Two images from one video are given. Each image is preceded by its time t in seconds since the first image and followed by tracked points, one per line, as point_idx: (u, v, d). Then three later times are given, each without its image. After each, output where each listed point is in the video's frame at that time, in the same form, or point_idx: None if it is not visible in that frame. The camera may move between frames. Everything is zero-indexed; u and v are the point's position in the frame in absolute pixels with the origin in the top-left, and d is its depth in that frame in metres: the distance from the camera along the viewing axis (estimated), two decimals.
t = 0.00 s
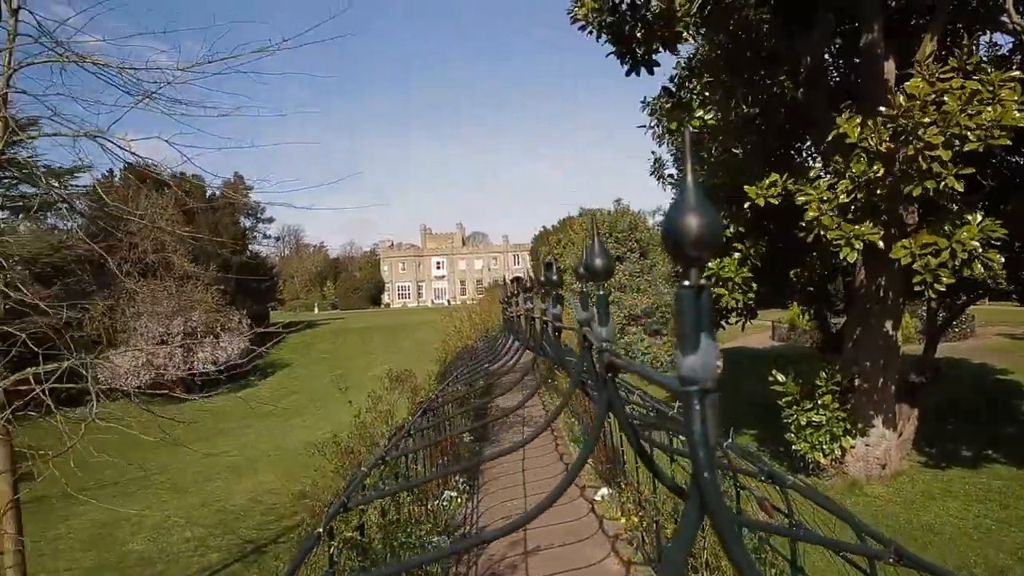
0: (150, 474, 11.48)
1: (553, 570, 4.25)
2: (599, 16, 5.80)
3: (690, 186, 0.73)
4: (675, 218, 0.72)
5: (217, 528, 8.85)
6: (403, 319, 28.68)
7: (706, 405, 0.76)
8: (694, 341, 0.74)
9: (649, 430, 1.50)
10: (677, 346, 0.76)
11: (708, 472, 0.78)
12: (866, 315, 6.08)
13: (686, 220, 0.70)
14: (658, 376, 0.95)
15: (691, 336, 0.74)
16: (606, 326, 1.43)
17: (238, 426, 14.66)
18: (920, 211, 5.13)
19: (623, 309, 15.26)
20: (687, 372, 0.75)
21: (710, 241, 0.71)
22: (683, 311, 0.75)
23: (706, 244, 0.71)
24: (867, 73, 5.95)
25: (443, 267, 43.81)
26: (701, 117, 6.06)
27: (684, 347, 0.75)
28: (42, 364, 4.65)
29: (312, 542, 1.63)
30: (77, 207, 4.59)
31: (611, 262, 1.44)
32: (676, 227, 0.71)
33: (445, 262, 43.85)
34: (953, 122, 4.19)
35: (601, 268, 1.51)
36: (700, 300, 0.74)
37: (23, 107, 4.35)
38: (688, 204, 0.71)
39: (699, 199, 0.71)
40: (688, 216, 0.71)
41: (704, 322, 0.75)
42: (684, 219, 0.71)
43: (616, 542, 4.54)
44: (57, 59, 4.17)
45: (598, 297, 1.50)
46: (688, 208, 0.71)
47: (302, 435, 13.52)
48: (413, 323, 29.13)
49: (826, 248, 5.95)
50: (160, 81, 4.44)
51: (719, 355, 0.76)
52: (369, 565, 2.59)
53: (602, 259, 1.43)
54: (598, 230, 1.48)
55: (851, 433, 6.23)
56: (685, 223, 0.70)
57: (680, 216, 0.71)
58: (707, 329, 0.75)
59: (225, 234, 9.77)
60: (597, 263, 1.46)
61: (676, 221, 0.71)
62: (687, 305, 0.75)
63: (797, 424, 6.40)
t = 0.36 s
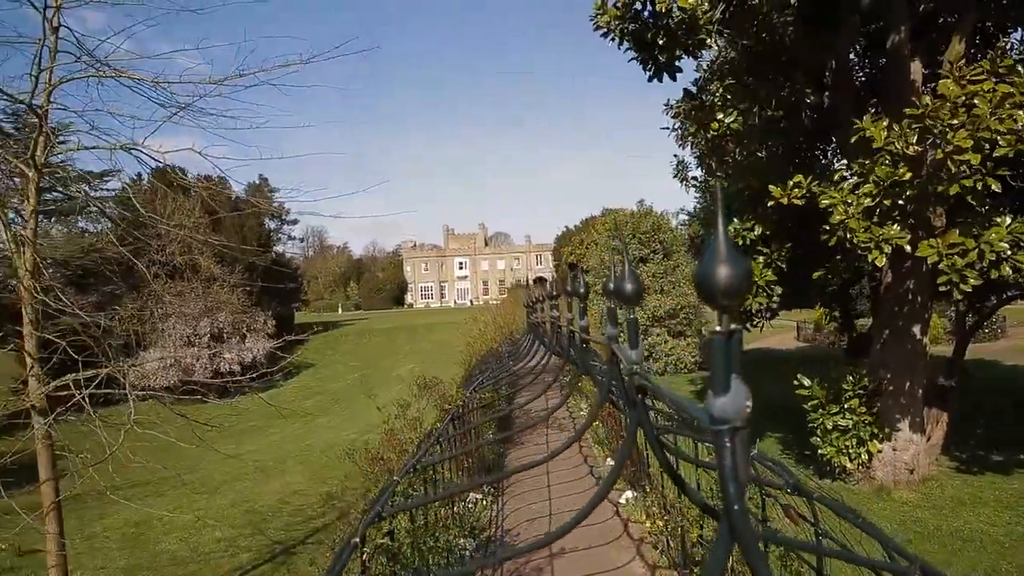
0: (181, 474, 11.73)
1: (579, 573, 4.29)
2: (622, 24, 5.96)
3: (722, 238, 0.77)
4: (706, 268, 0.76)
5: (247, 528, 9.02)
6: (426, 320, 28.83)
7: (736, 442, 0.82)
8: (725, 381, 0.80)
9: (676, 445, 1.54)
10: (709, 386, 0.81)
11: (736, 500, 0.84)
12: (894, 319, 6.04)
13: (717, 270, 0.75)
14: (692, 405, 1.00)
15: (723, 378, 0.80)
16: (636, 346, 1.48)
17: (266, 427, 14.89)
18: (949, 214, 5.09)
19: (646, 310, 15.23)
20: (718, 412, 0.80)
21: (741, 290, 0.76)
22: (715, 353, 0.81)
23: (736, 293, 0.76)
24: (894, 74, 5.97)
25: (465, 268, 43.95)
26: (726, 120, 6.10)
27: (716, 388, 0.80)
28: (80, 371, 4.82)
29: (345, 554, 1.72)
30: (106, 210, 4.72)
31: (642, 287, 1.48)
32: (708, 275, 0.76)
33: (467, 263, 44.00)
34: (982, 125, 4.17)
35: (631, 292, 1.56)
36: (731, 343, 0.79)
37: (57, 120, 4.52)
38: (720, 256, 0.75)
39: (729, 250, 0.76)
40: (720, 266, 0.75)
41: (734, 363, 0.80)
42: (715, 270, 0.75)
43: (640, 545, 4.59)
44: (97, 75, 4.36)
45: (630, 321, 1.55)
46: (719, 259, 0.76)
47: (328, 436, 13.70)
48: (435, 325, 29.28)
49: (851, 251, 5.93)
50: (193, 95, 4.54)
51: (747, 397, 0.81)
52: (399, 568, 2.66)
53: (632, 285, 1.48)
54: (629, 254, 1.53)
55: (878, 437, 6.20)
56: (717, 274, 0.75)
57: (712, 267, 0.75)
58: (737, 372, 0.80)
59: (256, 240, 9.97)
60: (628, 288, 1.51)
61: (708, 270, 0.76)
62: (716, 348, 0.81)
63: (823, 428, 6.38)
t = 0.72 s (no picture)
0: (214, 474, 12.01)
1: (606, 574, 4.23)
2: (647, 32, 6.11)
3: (752, 281, 0.84)
4: (738, 309, 0.83)
5: (278, 528, 9.21)
6: (452, 321, 29.01)
7: (767, 472, 0.87)
8: (756, 416, 0.85)
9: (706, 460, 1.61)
10: (739, 419, 0.88)
11: (769, 531, 0.87)
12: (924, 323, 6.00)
13: (748, 310, 0.81)
14: (721, 432, 1.06)
15: (753, 412, 0.86)
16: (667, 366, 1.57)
17: (296, 428, 15.15)
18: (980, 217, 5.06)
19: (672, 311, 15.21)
20: (749, 444, 0.87)
21: (771, 329, 0.82)
22: (746, 388, 0.87)
23: (765, 332, 0.82)
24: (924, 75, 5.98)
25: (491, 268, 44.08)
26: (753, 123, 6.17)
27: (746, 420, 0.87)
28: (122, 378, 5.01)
29: (381, 560, 1.78)
30: (139, 215, 4.96)
31: (671, 312, 1.58)
32: (739, 315, 0.83)
33: (492, 264, 44.14)
34: (1012, 128, 4.15)
35: (663, 313, 1.66)
36: (760, 379, 0.85)
37: (99, 133, 4.70)
38: (750, 298, 0.82)
39: (759, 293, 0.82)
40: (750, 307, 0.82)
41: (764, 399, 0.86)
42: (746, 311, 0.82)
43: (668, 549, 4.50)
44: (134, 88, 4.51)
45: (662, 340, 1.65)
46: (750, 300, 0.82)
47: (356, 437, 13.88)
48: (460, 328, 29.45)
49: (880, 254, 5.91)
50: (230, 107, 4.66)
51: (777, 430, 0.87)
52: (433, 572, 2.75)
53: (663, 308, 1.59)
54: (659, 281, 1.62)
55: (908, 441, 6.17)
56: (748, 313, 0.82)
57: (743, 307, 0.82)
58: (765, 405, 0.86)
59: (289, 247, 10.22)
60: (659, 310, 1.62)
61: (739, 311, 0.82)
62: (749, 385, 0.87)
63: (852, 432, 6.38)
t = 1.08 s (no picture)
0: (243, 474, 12.23)
1: None
2: (671, 41, 6.26)
3: (774, 313, 0.90)
4: (761, 340, 0.89)
5: (306, 528, 9.37)
6: (475, 322, 29.13)
7: (788, 494, 0.95)
8: (777, 441, 0.93)
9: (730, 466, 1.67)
10: (763, 444, 0.95)
11: (791, 550, 0.96)
12: (950, 327, 5.96)
13: (770, 341, 0.87)
14: (744, 450, 1.12)
15: (774, 438, 0.93)
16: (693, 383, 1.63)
17: (322, 429, 15.36)
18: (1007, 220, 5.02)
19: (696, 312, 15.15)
20: (771, 466, 0.94)
21: (792, 360, 0.88)
22: (769, 415, 0.94)
23: (787, 363, 0.88)
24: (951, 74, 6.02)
25: (513, 269, 44.14)
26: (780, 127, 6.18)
27: (769, 446, 0.94)
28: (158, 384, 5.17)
29: (413, 563, 1.87)
30: (166, 215, 5.10)
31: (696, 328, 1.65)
32: (762, 346, 0.89)
33: (515, 264, 44.21)
34: None
35: (689, 330, 1.73)
36: (781, 407, 0.92)
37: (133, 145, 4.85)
38: (772, 330, 0.88)
39: (779, 324, 0.89)
40: (772, 338, 0.88)
41: (786, 425, 0.94)
42: (768, 343, 0.88)
43: (692, 552, 4.51)
44: (166, 99, 4.65)
45: (688, 355, 1.72)
46: (772, 332, 0.88)
47: (381, 437, 14.03)
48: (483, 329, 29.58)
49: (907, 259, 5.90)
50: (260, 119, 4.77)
51: (795, 453, 0.95)
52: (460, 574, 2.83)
53: (688, 325, 1.66)
54: (684, 298, 1.69)
55: (935, 445, 6.12)
56: (770, 345, 0.87)
57: (765, 339, 0.88)
58: (785, 432, 0.93)
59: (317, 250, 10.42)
60: (685, 328, 1.69)
61: (762, 342, 0.88)
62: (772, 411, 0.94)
63: (878, 436, 6.36)
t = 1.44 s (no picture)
0: (270, 474, 12.42)
1: None
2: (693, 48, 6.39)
3: (793, 339, 0.97)
4: (781, 363, 0.96)
5: (331, 528, 9.50)
6: (495, 322, 29.22)
7: (806, 507, 1.03)
8: (796, 459, 1.02)
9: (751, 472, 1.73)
10: (783, 460, 1.03)
11: (809, 559, 1.03)
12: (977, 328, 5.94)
13: (788, 365, 0.95)
14: (763, 462, 1.19)
15: (793, 456, 1.01)
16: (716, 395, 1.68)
17: (346, 430, 15.54)
18: None
19: (718, 313, 15.07)
20: (790, 482, 1.02)
21: (809, 383, 0.95)
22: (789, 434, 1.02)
23: (806, 385, 0.95)
24: (979, 75, 6.00)
25: (534, 269, 44.18)
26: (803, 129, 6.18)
27: (788, 463, 1.02)
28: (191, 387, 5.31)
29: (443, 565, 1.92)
30: (193, 218, 5.25)
31: (718, 342, 1.71)
32: (783, 369, 0.96)
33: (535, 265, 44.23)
34: None
35: (712, 343, 1.78)
36: (800, 426, 0.99)
37: (165, 153, 4.98)
38: (791, 354, 0.95)
39: (798, 348, 0.95)
40: (791, 362, 0.95)
41: (804, 444, 1.02)
42: (788, 366, 0.95)
43: (715, 554, 4.53)
44: (198, 110, 4.77)
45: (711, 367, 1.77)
46: (791, 356, 0.95)
47: (404, 438, 14.16)
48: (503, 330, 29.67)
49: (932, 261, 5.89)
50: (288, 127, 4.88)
51: (813, 469, 1.02)
52: None
53: (711, 339, 1.72)
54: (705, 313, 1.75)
55: (962, 448, 6.07)
56: (789, 368, 0.95)
57: (784, 363, 0.95)
58: (803, 448, 1.01)
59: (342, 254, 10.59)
60: (707, 341, 1.74)
61: (782, 366, 0.96)
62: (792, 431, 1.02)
63: (903, 438, 6.33)
